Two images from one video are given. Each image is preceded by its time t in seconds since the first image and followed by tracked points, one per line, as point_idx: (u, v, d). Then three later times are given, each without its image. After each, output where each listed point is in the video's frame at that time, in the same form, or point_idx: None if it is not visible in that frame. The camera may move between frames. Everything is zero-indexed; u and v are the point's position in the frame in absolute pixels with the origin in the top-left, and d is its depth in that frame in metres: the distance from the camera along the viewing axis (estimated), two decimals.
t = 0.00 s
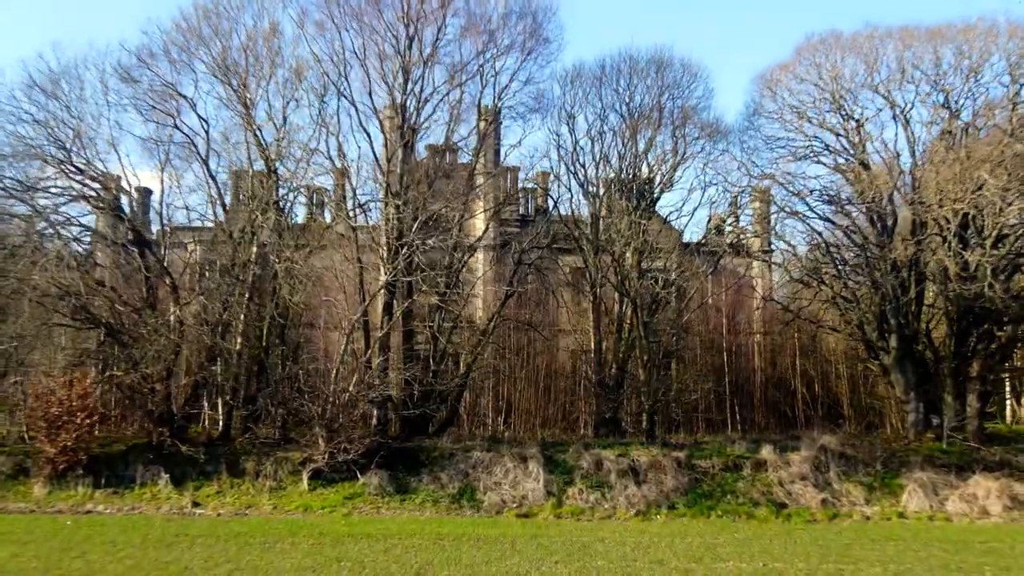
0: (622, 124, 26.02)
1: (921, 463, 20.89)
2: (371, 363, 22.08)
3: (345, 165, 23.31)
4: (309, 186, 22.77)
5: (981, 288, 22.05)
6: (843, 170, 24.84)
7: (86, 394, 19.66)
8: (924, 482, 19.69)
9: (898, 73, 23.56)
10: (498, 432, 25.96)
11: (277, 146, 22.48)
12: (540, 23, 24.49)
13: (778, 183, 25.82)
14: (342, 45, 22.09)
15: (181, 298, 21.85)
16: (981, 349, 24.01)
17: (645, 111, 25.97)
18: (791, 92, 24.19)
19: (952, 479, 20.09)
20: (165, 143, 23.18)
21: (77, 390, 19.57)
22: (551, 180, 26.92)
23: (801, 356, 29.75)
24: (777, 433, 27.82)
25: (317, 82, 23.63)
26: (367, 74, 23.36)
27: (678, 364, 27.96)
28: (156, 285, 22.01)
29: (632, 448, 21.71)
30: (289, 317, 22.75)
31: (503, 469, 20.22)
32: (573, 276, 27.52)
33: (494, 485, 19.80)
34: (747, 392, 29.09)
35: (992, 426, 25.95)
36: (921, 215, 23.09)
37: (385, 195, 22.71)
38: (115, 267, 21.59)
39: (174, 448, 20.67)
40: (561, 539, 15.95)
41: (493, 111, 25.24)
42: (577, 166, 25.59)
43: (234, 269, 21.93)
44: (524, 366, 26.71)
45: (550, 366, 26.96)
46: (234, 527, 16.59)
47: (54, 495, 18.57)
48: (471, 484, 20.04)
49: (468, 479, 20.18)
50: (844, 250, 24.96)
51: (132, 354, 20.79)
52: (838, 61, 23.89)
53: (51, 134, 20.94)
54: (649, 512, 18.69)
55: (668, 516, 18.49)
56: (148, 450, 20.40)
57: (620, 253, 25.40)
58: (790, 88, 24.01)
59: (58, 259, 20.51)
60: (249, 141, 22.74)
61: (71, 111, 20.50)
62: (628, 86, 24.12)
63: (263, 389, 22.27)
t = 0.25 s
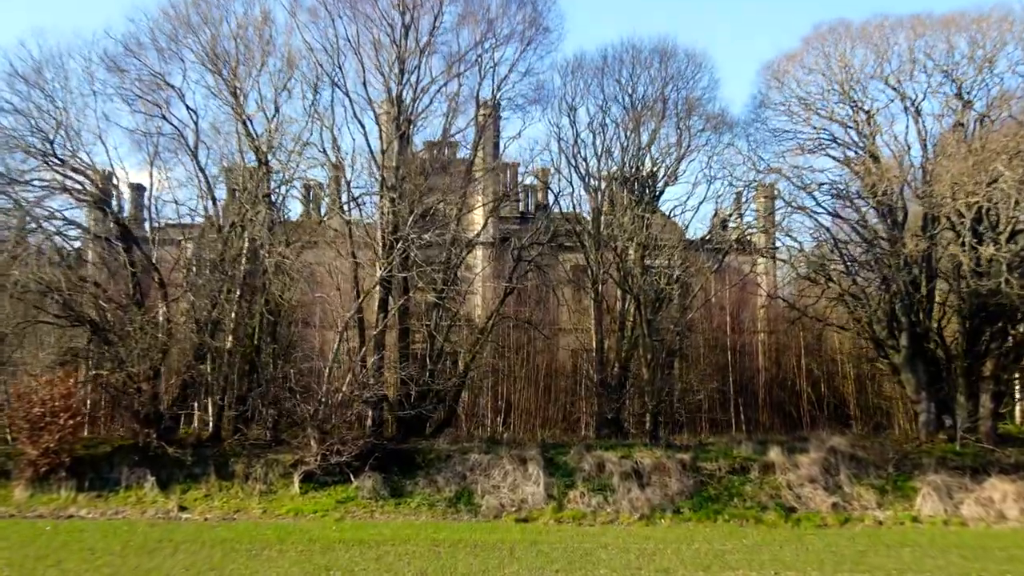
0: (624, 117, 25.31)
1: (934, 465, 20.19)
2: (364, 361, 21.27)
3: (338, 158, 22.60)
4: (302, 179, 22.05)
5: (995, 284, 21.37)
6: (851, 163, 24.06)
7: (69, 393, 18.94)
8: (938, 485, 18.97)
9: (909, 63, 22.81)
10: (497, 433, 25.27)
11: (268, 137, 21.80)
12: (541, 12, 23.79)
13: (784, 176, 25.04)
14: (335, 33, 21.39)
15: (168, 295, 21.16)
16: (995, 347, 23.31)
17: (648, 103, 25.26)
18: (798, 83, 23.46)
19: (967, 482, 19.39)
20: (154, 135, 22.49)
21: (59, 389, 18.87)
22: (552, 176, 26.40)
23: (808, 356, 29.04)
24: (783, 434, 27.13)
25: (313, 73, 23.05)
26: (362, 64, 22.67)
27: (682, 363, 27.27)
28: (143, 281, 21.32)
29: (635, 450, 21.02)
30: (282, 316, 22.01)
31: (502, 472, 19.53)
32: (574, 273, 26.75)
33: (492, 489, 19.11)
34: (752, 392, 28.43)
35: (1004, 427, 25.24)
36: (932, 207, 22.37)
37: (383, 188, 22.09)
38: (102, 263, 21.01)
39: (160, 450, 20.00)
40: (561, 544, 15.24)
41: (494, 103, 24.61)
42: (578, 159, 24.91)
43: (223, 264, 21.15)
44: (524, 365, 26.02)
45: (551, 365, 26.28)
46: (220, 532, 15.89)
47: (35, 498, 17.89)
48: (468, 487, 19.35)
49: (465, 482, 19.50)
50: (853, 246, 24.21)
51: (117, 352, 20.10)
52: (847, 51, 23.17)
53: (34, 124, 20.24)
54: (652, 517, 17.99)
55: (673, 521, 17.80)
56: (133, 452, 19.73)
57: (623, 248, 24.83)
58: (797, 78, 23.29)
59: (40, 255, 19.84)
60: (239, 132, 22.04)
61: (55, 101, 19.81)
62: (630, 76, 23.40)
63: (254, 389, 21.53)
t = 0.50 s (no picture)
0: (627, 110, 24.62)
1: (948, 468, 19.49)
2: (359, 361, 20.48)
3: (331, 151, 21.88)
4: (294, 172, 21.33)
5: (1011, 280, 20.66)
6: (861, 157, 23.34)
7: (51, 394, 18.30)
8: (953, 488, 18.26)
9: (920, 52, 22.09)
10: (497, 434, 24.58)
11: (261, 129, 21.11)
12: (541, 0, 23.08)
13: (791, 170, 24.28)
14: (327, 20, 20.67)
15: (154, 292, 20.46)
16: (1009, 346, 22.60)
17: (652, 95, 24.54)
18: (806, 73, 22.75)
19: (983, 485, 18.68)
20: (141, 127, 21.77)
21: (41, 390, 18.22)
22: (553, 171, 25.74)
23: (815, 355, 28.34)
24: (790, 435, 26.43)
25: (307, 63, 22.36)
26: (356, 54, 21.97)
27: (686, 363, 26.56)
28: (130, 277, 20.60)
29: (639, 452, 20.32)
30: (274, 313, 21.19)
31: (501, 475, 18.83)
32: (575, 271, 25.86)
33: (491, 492, 18.40)
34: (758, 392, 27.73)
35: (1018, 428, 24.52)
36: (944, 202, 21.68)
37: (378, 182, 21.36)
38: (88, 258, 20.30)
39: (147, 452, 19.32)
40: (563, 551, 14.54)
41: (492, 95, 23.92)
42: (580, 152, 24.20)
43: (211, 259, 20.40)
44: (523, 364, 25.36)
45: (551, 364, 25.61)
46: (206, 538, 15.20)
47: (16, 503, 17.21)
48: (466, 491, 18.65)
49: (463, 486, 18.81)
50: (862, 241, 23.55)
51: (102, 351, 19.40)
52: (857, 40, 22.45)
53: (15, 115, 19.53)
54: (658, 522, 17.29)
55: (679, 526, 17.11)
56: (118, 455, 19.04)
57: (627, 245, 23.97)
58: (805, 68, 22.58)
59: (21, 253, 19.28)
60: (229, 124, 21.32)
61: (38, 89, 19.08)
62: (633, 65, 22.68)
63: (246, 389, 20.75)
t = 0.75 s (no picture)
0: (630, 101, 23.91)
1: (964, 469, 18.78)
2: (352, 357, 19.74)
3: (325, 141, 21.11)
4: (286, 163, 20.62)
5: None
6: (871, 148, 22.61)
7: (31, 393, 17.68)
8: (970, 491, 17.55)
9: (933, 41, 21.37)
10: (496, 433, 23.90)
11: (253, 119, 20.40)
12: None
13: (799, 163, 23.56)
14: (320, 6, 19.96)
15: (140, 286, 19.75)
16: None
17: (655, 85, 23.84)
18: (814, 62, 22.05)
19: (1001, 488, 17.98)
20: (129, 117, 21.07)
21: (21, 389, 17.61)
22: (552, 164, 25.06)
23: (822, 353, 27.64)
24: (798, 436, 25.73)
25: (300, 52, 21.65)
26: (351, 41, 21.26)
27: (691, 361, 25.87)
28: (116, 272, 19.89)
29: (643, 453, 19.62)
30: (263, 309, 20.49)
31: (501, 478, 18.13)
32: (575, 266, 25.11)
33: (490, 495, 17.70)
34: (765, 391, 27.06)
35: None
36: (958, 194, 20.93)
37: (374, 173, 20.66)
38: (72, 252, 19.58)
39: (132, 453, 18.67)
40: (565, 558, 13.85)
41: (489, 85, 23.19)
42: (581, 144, 23.49)
43: (199, 253, 19.92)
44: (521, 361, 24.70)
45: (551, 361, 24.94)
46: (191, 544, 14.50)
47: None
48: (464, 493, 17.95)
49: (461, 488, 18.12)
50: (871, 234, 22.88)
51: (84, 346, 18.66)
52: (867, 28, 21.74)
53: None
54: (663, 526, 16.60)
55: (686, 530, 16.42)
56: (103, 456, 18.41)
57: (628, 237, 23.30)
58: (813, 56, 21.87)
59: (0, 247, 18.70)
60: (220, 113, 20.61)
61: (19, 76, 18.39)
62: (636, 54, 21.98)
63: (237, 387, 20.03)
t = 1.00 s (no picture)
0: (633, 92, 23.21)
1: (982, 471, 18.09)
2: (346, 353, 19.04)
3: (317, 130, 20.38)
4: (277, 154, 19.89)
5: None
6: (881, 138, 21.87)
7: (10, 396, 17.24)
8: (989, 494, 16.83)
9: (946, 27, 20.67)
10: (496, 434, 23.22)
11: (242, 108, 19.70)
12: None
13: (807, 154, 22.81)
14: None
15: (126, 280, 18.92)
16: None
17: (659, 75, 23.12)
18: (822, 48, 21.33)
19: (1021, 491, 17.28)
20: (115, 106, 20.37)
21: None
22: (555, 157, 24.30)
23: (830, 352, 26.96)
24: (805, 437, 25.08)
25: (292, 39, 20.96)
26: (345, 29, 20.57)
27: (696, 360, 25.17)
28: (101, 267, 19.17)
29: (648, 454, 18.92)
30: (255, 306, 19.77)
31: (500, 481, 17.43)
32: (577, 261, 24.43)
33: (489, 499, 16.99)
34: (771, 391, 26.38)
35: None
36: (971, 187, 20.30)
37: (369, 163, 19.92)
38: (55, 246, 18.95)
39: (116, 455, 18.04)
40: (567, 566, 13.14)
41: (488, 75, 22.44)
42: (583, 135, 22.76)
43: (188, 248, 19.22)
44: (522, 360, 24.04)
45: (553, 360, 24.25)
46: (174, 550, 13.80)
47: None
48: (461, 497, 17.26)
49: (458, 492, 17.42)
50: (883, 228, 22.12)
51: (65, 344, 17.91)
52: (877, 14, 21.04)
53: None
54: (670, 531, 15.89)
55: (693, 535, 15.72)
56: (85, 457, 17.80)
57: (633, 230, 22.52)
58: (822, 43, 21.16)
59: None
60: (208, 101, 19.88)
61: None
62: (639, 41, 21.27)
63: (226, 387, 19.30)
